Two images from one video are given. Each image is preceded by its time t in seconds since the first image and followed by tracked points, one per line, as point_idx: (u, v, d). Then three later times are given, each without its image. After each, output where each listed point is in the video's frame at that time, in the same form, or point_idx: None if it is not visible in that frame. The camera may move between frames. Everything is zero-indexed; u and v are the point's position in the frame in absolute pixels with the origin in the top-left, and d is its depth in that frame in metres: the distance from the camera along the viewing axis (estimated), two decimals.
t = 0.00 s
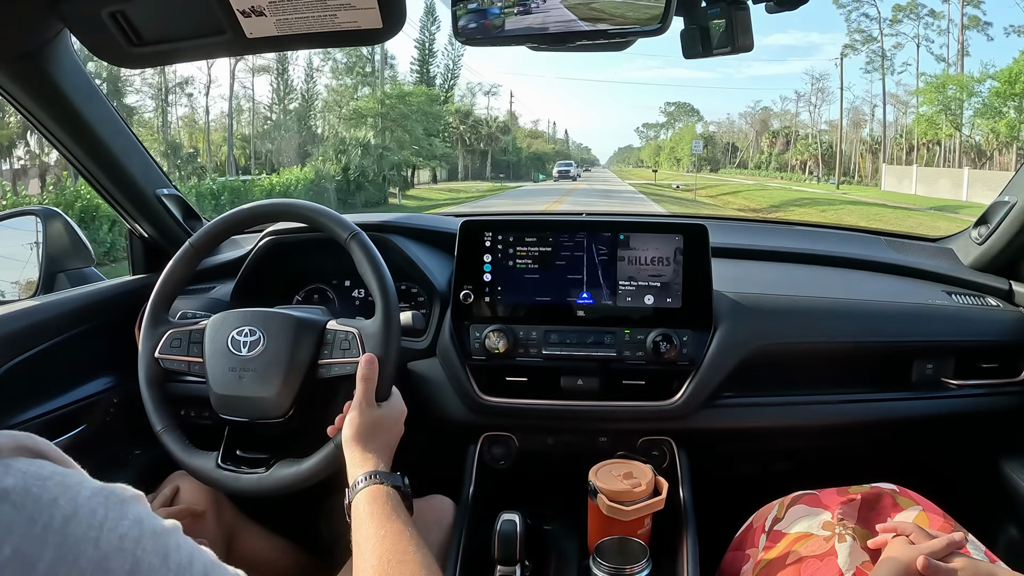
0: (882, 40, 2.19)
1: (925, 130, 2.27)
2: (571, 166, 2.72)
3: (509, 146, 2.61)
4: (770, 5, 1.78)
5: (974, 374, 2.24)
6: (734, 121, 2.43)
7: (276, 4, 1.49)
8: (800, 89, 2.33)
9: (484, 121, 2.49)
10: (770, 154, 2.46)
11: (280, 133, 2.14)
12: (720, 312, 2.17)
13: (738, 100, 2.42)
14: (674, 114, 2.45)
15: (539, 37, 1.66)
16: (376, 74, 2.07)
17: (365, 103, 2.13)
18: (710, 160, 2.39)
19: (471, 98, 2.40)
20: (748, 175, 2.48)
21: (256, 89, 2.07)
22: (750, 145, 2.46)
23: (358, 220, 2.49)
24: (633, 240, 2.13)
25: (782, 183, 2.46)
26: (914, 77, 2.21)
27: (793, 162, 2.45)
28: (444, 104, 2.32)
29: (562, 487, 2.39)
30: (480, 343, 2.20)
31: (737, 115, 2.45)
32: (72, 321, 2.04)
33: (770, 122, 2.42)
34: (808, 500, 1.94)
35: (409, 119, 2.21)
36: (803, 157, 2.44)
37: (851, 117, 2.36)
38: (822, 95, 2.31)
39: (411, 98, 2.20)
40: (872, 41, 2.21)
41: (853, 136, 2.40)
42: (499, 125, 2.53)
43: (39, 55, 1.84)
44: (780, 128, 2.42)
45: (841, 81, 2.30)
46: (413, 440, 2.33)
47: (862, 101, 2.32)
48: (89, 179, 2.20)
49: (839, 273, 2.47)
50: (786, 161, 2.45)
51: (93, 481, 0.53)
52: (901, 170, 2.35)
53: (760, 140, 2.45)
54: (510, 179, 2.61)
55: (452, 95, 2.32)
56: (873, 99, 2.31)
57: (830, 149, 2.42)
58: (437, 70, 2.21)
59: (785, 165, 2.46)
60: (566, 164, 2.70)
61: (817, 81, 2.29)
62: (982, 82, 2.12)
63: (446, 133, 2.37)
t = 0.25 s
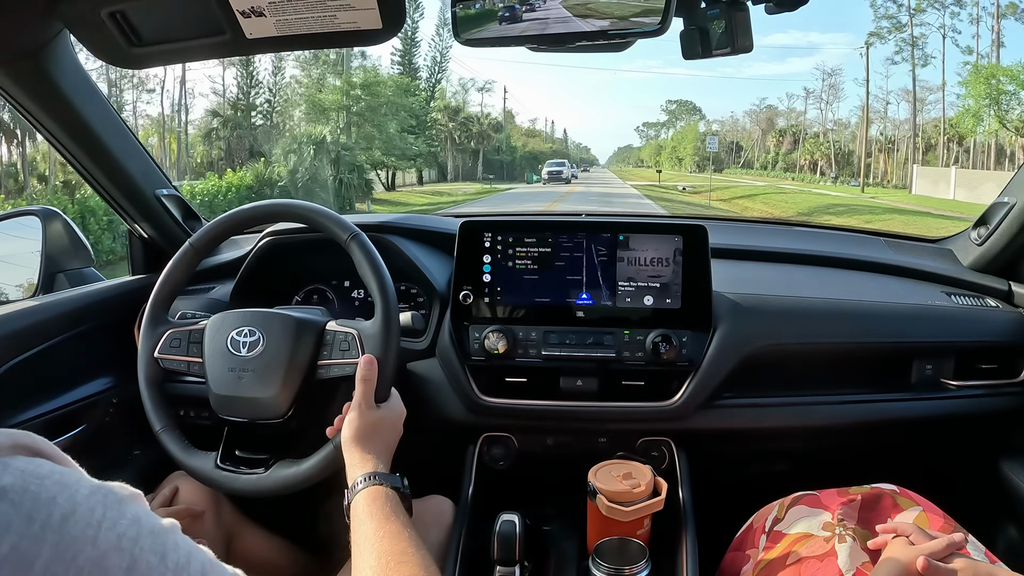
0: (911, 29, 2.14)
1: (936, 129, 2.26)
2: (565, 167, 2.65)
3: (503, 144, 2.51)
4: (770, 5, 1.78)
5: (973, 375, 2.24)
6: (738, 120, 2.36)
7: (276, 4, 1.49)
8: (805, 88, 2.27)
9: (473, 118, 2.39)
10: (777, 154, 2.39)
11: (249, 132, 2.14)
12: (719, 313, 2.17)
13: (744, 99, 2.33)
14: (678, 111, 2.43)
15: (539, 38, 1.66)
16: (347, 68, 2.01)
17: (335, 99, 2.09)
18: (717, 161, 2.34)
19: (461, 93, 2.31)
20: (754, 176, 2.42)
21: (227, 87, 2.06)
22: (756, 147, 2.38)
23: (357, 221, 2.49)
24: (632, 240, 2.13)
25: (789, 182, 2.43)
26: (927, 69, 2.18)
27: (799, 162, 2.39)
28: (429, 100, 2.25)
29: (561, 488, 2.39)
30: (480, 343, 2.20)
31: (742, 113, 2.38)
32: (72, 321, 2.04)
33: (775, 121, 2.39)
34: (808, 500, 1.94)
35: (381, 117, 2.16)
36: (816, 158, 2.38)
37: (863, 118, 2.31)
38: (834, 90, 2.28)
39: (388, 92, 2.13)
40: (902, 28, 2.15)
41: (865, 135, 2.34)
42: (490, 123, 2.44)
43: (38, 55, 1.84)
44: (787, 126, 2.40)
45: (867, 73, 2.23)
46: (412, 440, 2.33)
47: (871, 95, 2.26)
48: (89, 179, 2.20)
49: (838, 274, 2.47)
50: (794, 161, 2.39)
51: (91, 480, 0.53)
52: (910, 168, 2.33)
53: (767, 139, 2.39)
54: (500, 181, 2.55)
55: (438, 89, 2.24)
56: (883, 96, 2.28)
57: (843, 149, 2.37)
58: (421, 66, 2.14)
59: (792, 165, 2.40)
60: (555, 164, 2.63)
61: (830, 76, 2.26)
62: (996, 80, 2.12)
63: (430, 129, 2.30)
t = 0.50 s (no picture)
0: (948, 14, 2.08)
1: (957, 129, 2.21)
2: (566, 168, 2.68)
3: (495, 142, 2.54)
4: (770, 7, 1.78)
5: (973, 376, 2.24)
6: (744, 118, 2.32)
7: (276, 5, 1.49)
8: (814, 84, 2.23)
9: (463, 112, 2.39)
10: (785, 154, 2.36)
11: (232, 137, 2.12)
12: (719, 314, 2.17)
13: (748, 97, 2.31)
14: (679, 109, 2.41)
15: (539, 39, 1.66)
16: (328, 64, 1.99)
17: (316, 100, 2.08)
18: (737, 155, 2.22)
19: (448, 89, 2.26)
20: (764, 176, 2.37)
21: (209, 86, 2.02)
22: (763, 148, 2.33)
23: (357, 222, 2.49)
24: (632, 241, 2.13)
25: (799, 182, 2.40)
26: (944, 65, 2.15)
27: (809, 161, 2.36)
28: (413, 97, 2.21)
29: (561, 489, 2.39)
30: (479, 344, 2.20)
31: (748, 111, 2.33)
32: (72, 322, 2.04)
33: (783, 119, 2.35)
34: (808, 501, 1.94)
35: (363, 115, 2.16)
36: (828, 157, 2.34)
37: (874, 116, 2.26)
38: (847, 86, 2.26)
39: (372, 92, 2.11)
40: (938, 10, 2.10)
41: (876, 134, 2.30)
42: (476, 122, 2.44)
43: (38, 55, 1.84)
44: (794, 124, 2.36)
45: (898, 63, 2.17)
46: (412, 441, 2.33)
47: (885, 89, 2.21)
48: (88, 180, 2.20)
49: (838, 275, 2.47)
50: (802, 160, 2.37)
51: (90, 473, 0.54)
52: (929, 168, 2.28)
53: (773, 137, 2.36)
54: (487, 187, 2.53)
55: (420, 89, 2.20)
56: (897, 92, 2.24)
57: (851, 149, 2.33)
58: (405, 56, 2.06)
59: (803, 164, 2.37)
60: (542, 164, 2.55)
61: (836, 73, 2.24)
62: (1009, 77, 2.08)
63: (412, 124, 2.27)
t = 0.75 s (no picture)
0: None
1: (967, 128, 2.22)
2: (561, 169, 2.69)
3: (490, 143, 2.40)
4: (770, 7, 1.78)
5: (973, 376, 2.24)
6: (749, 118, 2.29)
7: (276, 5, 1.49)
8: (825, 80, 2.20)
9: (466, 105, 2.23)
10: (794, 154, 2.30)
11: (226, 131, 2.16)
12: (718, 315, 2.17)
13: (752, 94, 2.28)
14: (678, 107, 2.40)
15: (539, 39, 1.66)
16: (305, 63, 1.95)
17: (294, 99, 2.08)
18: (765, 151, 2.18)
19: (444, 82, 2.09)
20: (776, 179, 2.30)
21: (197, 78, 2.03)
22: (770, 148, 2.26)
23: (357, 222, 2.49)
24: (632, 241, 2.13)
25: (816, 185, 2.38)
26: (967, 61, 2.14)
27: (818, 161, 2.35)
28: (396, 91, 2.06)
29: (561, 489, 2.39)
30: (479, 344, 2.20)
31: (754, 108, 2.30)
32: (72, 322, 2.04)
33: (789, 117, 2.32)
34: (808, 501, 1.94)
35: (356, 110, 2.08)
36: (843, 157, 2.36)
37: (885, 118, 2.29)
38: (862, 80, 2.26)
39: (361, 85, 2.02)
40: None
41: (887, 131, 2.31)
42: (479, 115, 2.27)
43: (37, 55, 1.84)
44: (801, 123, 2.33)
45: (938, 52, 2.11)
46: (412, 441, 2.33)
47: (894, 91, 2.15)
48: (88, 180, 2.19)
49: (838, 275, 2.47)
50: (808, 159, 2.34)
51: (88, 489, 0.54)
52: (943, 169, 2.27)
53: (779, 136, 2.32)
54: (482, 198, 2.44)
55: (405, 83, 2.04)
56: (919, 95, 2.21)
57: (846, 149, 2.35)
58: (384, 47, 1.86)
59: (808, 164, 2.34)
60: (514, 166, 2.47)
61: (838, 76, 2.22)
62: (1016, 75, 2.06)
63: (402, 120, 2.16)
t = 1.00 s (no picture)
0: None
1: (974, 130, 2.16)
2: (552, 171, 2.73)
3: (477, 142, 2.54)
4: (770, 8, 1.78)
5: (972, 377, 2.24)
6: (755, 116, 2.35)
7: (276, 5, 1.49)
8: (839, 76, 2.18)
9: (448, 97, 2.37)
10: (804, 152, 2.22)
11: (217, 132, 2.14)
12: (718, 316, 2.17)
13: (761, 92, 2.34)
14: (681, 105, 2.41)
15: (538, 40, 1.66)
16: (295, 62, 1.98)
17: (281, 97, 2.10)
18: (813, 147, 2.15)
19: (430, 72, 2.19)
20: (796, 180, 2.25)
21: (188, 85, 2.02)
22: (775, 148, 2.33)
23: (357, 223, 2.49)
24: (631, 242, 2.13)
25: (834, 186, 2.27)
26: (992, 54, 2.05)
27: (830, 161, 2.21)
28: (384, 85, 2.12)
29: (560, 490, 2.39)
30: (479, 345, 2.20)
31: (762, 107, 2.36)
32: (71, 323, 2.04)
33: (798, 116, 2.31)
34: (808, 502, 1.94)
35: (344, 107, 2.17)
36: (859, 158, 2.24)
37: (909, 115, 2.22)
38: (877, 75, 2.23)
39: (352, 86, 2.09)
40: None
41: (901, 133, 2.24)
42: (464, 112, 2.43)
43: (37, 56, 1.84)
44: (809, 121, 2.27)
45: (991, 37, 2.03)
46: (411, 442, 2.33)
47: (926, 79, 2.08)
48: (88, 181, 2.19)
49: (838, 276, 2.47)
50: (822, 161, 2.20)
51: (94, 490, 0.55)
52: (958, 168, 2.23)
53: (789, 134, 2.31)
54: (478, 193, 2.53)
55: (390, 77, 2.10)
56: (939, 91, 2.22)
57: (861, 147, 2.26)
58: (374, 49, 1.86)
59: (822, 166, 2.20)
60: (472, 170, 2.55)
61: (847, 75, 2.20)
62: None
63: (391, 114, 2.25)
